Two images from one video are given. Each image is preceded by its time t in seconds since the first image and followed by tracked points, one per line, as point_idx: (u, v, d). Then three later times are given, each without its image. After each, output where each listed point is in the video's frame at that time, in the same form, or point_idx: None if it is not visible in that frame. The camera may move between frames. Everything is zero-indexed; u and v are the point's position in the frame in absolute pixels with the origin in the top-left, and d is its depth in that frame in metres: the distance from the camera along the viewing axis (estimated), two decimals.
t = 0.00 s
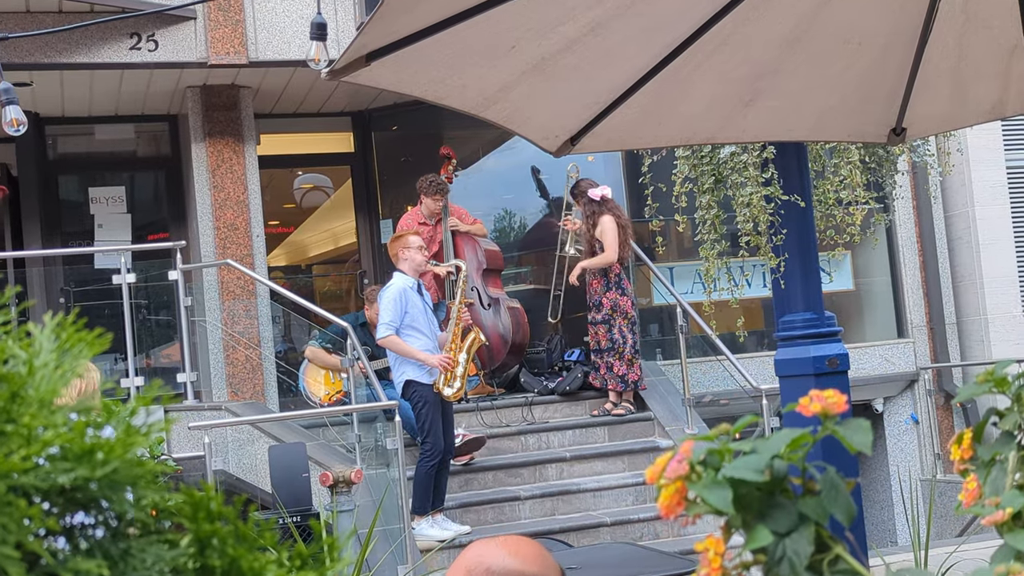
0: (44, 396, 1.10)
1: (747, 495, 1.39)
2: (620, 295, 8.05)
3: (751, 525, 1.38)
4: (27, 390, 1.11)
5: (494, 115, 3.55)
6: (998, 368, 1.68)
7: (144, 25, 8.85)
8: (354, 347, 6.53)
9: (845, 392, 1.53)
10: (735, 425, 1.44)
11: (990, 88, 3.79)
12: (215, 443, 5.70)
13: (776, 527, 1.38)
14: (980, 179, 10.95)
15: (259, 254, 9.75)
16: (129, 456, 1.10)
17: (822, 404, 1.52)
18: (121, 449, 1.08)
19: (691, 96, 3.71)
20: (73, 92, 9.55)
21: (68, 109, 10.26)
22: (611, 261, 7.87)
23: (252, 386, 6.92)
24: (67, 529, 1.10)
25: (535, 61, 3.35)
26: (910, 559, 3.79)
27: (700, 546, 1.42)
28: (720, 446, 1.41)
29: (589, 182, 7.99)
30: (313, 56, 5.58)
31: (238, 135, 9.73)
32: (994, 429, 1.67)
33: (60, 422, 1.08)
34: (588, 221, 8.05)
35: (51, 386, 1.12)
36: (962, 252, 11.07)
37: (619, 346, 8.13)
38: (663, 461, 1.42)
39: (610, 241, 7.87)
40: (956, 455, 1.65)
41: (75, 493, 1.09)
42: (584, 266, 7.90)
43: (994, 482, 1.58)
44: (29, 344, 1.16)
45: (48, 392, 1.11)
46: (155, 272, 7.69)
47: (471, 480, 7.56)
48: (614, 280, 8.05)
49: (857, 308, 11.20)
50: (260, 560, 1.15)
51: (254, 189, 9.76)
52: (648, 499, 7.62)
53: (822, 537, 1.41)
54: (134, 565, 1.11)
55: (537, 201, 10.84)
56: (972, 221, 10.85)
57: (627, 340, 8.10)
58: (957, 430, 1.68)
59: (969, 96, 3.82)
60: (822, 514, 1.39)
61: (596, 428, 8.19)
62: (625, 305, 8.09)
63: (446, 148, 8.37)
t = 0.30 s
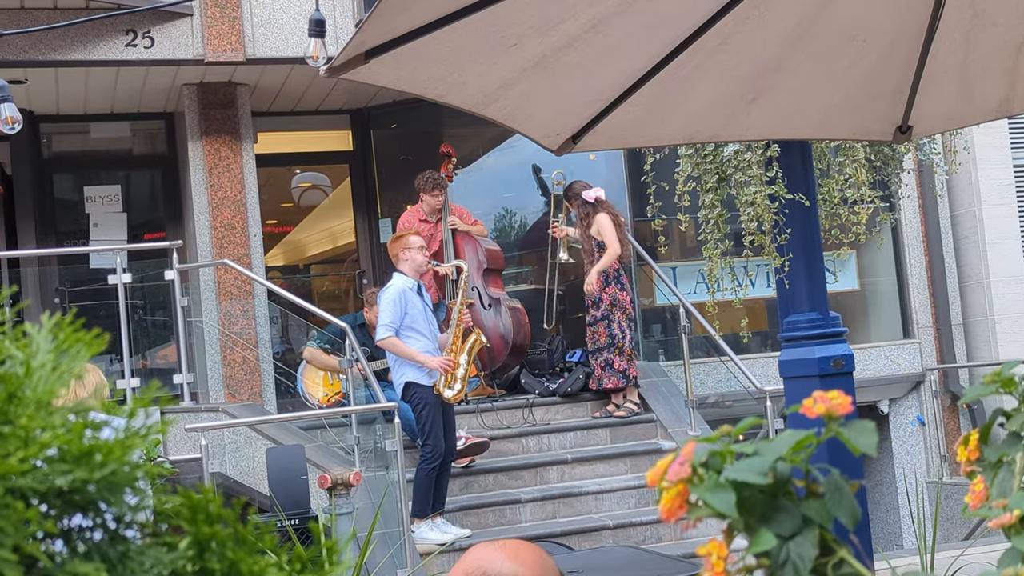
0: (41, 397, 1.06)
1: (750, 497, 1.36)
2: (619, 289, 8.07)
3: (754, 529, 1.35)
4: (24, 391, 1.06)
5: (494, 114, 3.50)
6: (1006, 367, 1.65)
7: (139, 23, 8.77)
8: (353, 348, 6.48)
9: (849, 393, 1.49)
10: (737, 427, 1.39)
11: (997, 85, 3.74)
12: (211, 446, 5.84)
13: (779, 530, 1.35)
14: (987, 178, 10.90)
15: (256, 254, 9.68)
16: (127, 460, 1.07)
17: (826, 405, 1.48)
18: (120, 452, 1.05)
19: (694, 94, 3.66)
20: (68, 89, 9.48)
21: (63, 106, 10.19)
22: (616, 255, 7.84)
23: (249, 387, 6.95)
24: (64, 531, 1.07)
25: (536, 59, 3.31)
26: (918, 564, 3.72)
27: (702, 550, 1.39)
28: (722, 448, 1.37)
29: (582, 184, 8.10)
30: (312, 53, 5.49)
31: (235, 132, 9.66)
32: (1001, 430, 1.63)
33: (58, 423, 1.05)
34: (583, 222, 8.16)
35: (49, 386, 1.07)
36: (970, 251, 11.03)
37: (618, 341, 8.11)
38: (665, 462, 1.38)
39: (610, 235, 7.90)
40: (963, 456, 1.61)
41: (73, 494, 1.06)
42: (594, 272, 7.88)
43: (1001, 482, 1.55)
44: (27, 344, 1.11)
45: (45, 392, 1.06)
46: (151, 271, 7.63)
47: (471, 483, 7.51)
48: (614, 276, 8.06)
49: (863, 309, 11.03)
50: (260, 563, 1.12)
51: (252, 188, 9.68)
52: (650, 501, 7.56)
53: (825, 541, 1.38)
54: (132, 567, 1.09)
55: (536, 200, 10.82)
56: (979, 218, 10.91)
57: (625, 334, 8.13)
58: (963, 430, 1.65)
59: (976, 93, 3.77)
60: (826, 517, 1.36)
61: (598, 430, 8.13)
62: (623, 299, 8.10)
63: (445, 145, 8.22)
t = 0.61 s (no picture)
0: (29, 399, 1.04)
1: (756, 502, 1.33)
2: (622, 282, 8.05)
3: (760, 535, 1.32)
4: (11, 393, 1.04)
5: (495, 109, 3.44)
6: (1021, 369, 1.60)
7: (132, 17, 8.65)
8: (350, 349, 6.38)
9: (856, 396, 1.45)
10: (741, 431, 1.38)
11: (1008, 80, 3.67)
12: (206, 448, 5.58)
13: (786, 535, 1.32)
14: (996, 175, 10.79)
15: (251, 254, 9.60)
16: (117, 463, 1.03)
17: (833, 408, 1.45)
18: (108, 455, 1.01)
19: (698, 89, 3.59)
20: (60, 83, 9.36)
21: (54, 102, 10.07)
22: (616, 251, 7.90)
23: (244, 389, 6.82)
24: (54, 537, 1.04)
25: (537, 53, 3.24)
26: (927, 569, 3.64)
27: (707, 557, 1.36)
28: (727, 453, 1.34)
29: (576, 186, 8.24)
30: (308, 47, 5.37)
31: (230, 129, 9.56)
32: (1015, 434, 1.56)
33: (45, 425, 1.02)
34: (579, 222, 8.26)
35: (37, 388, 1.05)
36: (979, 249, 10.92)
37: (618, 335, 8.04)
38: (669, 467, 1.36)
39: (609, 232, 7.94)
40: (976, 461, 1.55)
41: (61, 499, 1.02)
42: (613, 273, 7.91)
43: (1015, 487, 1.50)
44: (16, 346, 1.09)
45: (33, 393, 1.05)
46: (144, 271, 7.56)
47: (470, 487, 7.42)
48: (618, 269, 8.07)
49: (870, 309, 11.05)
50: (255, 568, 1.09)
51: (246, 186, 9.60)
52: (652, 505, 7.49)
53: (833, 547, 1.35)
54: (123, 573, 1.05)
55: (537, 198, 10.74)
56: (988, 216, 10.70)
57: (626, 327, 8.05)
58: (977, 433, 1.59)
59: (987, 88, 3.70)
60: (834, 523, 1.33)
61: (600, 433, 8.08)
62: (625, 292, 8.04)
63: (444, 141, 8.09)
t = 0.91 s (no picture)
0: (18, 401, 1.01)
1: (759, 503, 1.31)
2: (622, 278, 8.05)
3: (763, 536, 1.30)
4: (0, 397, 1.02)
5: (493, 107, 3.40)
6: None
7: (127, 14, 8.59)
8: (347, 349, 6.29)
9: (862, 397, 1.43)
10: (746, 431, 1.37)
11: (1013, 78, 3.63)
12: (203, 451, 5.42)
13: (789, 537, 1.30)
14: (1001, 175, 10.74)
15: (249, 253, 9.54)
16: (107, 465, 1.01)
17: (838, 408, 1.43)
18: (98, 456, 0.99)
19: (700, 87, 3.55)
20: (55, 82, 9.32)
21: (50, 101, 10.03)
22: (615, 249, 7.95)
23: (241, 390, 6.84)
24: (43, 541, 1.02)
25: (536, 51, 3.20)
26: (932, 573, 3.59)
27: (709, 559, 1.34)
28: (731, 454, 1.33)
29: (569, 189, 8.22)
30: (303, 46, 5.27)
31: (227, 128, 9.52)
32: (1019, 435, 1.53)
33: (33, 427, 1.00)
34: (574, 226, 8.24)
35: (25, 389, 1.02)
36: (984, 249, 10.87)
37: (622, 329, 8.04)
38: (672, 467, 1.35)
39: (606, 232, 8.00)
40: (978, 462, 1.53)
41: (50, 502, 1.01)
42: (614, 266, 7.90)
43: (1017, 490, 1.47)
44: (4, 347, 1.07)
45: (21, 396, 1.02)
46: (139, 271, 7.53)
47: (469, 489, 7.38)
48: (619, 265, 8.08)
49: (875, 309, 10.95)
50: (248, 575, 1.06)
51: (244, 185, 9.54)
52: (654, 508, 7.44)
53: (837, 549, 1.32)
54: None
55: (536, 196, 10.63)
56: (994, 215, 10.72)
57: (629, 322, 8.04)
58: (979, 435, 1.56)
59: (992, 86, 3.66)
60: (838, 525, 1.31)
61: (601, 435, 8.01)
62: (625, 288, 8.06)
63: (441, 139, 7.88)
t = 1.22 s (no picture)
0: (10, 403, 0.95)
1: (745, 506, 1.31)
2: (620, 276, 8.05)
3: (750, 540, 1.30)
4: None
5: (491, 108, 3.43)
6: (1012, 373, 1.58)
7: (128, 16, 8.61)
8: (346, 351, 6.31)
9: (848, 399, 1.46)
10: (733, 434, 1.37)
11: (1009, 79, 3.65)
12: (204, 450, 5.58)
13: (776, 540, 1.30)
14: (999, 175, 10.76)
15: (248, 254, 9.54)
16: (102, 469, 0.95)
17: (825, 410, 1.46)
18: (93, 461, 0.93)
19: (697, 88, 3.56)
20: (54, 83, 9.33)
21: (49, 102, 10.03)
22: (612, 249, 8.01)
23: (241, 390, 6.85)
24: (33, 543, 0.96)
25: (535, 51, 3.21)
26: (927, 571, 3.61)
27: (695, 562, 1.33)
28: (716, 456, 1.33)
29: (567, 193, 8.31)
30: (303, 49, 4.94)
31: (227, 129, 9.51)
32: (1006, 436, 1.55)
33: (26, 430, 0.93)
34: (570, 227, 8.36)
35: (18, 392, 0.95)
36: (982, 250, 10.89)
37: (621, 325, 8.02)
38: (658, 470, 1.34)
39: (603, 232, 8.04)
40: (967, 464, 1.55)
41: (42, 504, 0.95)
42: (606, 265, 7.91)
43: (1007, 490, 1.48)
44: None
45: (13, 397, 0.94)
46: (140, 272, 7.52)
47: (468, 489, 7.40)
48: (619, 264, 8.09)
49: (872, 309, 10.97)
50: None
51: (243, 186, 9.54)
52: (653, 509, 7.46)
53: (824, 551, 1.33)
54: None
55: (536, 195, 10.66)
56: (992, 216, 10.73)
57: (629, 319, 8.02)
58: (968, 437, 1.59)
59: (989, 87, 3.68)
60: (824, 526, 1.31)
61: (599, 435, 8.03)
62: (624, 286, 8.04)
63: (440, 139, 7.89)
